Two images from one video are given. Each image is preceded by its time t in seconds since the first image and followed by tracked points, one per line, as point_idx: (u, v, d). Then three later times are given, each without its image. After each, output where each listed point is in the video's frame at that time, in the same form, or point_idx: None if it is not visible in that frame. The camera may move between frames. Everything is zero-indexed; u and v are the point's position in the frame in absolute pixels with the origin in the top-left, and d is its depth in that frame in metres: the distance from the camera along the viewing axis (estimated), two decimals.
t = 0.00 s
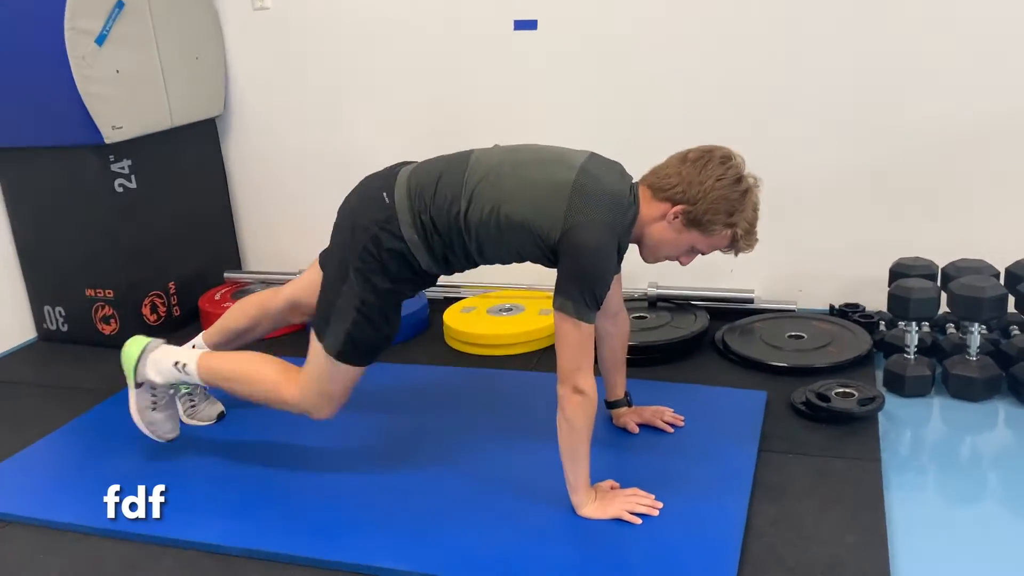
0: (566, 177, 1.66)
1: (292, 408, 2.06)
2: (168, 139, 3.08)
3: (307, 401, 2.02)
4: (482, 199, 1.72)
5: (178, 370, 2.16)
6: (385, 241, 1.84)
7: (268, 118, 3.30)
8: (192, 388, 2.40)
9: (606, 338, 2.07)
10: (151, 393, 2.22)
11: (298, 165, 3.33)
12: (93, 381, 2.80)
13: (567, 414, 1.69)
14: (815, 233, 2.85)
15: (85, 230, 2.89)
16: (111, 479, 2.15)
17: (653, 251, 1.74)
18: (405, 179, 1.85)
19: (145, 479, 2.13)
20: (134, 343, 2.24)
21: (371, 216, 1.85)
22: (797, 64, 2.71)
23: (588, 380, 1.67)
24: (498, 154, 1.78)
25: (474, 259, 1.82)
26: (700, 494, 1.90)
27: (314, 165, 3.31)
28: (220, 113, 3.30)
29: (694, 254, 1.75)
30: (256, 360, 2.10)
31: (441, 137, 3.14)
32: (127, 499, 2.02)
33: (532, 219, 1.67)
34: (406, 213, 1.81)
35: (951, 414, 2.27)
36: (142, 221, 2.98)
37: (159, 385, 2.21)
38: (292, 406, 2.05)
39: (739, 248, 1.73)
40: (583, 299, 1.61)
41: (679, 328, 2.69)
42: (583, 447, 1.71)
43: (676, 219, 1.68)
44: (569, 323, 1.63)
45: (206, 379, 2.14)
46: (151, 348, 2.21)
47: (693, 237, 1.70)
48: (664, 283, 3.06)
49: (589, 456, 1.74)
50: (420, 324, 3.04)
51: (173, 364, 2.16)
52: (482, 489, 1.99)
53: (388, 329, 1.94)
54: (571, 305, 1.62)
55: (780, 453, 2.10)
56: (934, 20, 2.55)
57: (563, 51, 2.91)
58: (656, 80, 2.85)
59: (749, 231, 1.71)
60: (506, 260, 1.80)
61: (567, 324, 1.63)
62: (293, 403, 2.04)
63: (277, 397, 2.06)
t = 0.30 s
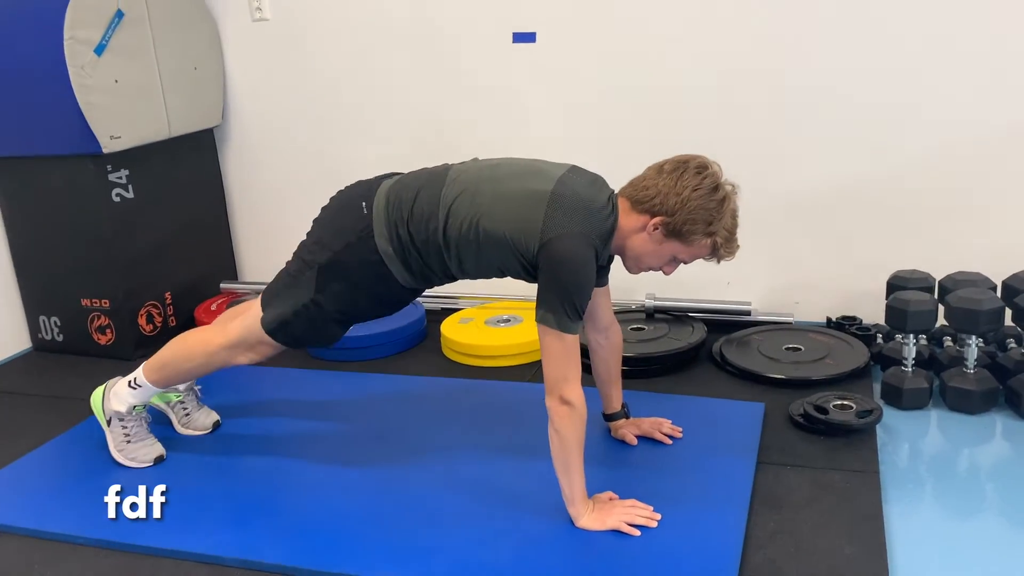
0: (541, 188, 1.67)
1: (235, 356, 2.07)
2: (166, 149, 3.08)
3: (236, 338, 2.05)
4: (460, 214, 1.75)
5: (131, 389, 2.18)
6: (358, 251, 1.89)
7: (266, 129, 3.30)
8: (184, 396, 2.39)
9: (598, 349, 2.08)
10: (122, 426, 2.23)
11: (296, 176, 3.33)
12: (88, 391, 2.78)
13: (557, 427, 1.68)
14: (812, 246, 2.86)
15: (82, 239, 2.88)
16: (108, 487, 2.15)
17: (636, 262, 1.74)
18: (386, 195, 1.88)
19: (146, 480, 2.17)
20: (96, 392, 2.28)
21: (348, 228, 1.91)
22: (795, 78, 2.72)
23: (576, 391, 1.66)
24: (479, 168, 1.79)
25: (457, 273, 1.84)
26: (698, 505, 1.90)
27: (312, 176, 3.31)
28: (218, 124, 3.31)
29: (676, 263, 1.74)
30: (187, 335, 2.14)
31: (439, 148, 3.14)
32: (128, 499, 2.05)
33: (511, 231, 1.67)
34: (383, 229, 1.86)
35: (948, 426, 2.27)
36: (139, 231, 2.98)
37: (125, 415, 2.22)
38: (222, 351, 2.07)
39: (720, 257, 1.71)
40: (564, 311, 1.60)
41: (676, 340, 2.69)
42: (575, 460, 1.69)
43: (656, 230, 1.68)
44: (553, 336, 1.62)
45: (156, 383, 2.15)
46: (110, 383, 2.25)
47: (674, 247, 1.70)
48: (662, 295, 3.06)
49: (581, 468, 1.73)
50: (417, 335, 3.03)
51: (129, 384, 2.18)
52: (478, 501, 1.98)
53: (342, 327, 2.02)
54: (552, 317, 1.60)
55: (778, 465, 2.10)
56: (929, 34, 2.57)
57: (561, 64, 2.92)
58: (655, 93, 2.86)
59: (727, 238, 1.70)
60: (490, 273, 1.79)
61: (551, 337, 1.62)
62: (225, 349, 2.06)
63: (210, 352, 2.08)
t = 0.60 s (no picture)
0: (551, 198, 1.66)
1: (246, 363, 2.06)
2: (167, 154, 3.08)
3: (246, 345, 2.04)
4: (468, 219, 1.75)
5: (139, 396, 2.17)
6: (367, 253, 1.89)
7: (267, 135, 3.31)
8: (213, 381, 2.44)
9: (599, 360, 2.07)
10: (125, 431, 2.22)
11: (297, 183, 3.33)
12: (85, 395, 2.78)
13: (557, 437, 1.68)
14: (811, 259, 2.86)
15: (81, 243, 2.88)
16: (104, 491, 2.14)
17: (645, 277, 1.75)
18: (396, 197, 1.88)
19: (148, 480, 2.18)
20: (105, 389, 2.26)
21: (356, 230, 1.91)
22: (795, 91, 2.73)
23: (577, 403, 1.65)
24: (489, 174, 1.79)
25: (466, 276, 1.84)
26: (696, 517, 1.89)
27: (312, 182, 3.31)
28: (219, 129, 3.31)
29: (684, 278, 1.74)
30: (196, 341, 2.13)
31: (439, 157, 3.15)
32: (129, 498, 2.06)
33: (518, 239, 1.67)
34: (393, 229, 1.86)
35: (946, 441, 2.26)
36: (138, 235, 2.98)
37: (129, 422, 2.20)
38: (233, 357, 2.06)
39: (730, 273, 1.71)
40: (569, 322, 1.60)
41: (674, 351, 2.69)
42: (574, 471, 1.69)
43: (664, 245, 1.68)
44: (557, 346, 1.62)
45: (167, 392, 2.14)
46: (120, 386, 2.23)
47: (683, 262, 1.70)
48: (660, 306, 3.06)
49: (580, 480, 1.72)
50: (416, 344, 3.03)
51: (139, 392, 2.17)
52: (476, 510, 1.97)
53: (353, 331, 2.01)
54: (558, 327, 1.60)
55: (776, 477, 2.09)
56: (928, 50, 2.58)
57: (562, 74, 2.93)
58: (655, 104, 2.87)
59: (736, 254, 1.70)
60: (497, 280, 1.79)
61: (555, 347, 1.62)
62: (237, 356, 2.05)
63: (220, 359, 2.07)
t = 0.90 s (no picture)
0: (552, 209, 1.66)
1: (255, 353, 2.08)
2: (180, 152, 3.10)
3: (258, 335, 2.05)
4: (473, 228, 1.75)
5: (151, 388, 2.19)
6: (379, 256, 1.92)
7: (280, 135, 3.33)
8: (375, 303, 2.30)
9: (602, 368, 2.08)
10: (135, 423, 2.24)
11: (308, 182, 3.34)
12: (94, 390, 2.80)
13: (554, 446, 1.69)
14: (820, 270, 2.86)
15: (92, 239, 2.90)
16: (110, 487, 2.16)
17: (644, 289, 1.75)
18: (402, 202, 1.88)
19: (148, 480, 2.19)
20: (116, 381, 2.28)
21: (366, 234, 1.93)
22: (807, 102, 2.73)
23: (574, 413, 1.66)
24: (492, 178, 1.77)
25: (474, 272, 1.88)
26: (696, 527, 1.89)
27: (323, 183, 3.33)
28: (232, 129, 3.33)
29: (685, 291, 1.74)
30: (205, 332, 2.15)
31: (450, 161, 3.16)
32: (130, 498, 2.07)
33: (520, 250, 1.67)
34: (401, 235, 1.88)
35: (950, 455, 2.26)
36: (149, 232, 3.00)
37: (139, 414, 2.22)
38: (244, 348, 2.07)
39: (730, 287, 1.72)
40: (567, 334, 1.61)
41: (680, 360, 2.69)
42: (573, 479, 1.70)
43: (664, 260, 1.68)
44: (555, 357, 1.62)
45: (177, 381, 2.16)
46: (131, 379, 2.25)
47: (683, 277, 1.70)
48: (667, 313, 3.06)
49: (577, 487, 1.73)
50: (422, 346, 3.05)
51: (150, 383, 2.19)
52: (477, 514, 1.98)
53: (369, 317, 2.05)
54: (556, 338, 1.61)
55: (777, 489, 2.09)
56: (942, 63, 2.57)
57: (574, 80, 2.93)
58: (666, 112, 2.87)
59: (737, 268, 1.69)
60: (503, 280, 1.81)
61: (553, 357, 1.63)
62: (247, 347, 2.07)
63: (231, 350, 2.08)
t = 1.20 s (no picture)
0: (566, 210, 1.69)
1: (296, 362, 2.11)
2: (202, 145, 3.13)
3: (303, 343, 2.09)
4: (496, 236, 1.78)
5: (184, 376, 2.23)
6: (420, 279, 1.96)
7: (302, 130, 3.35)
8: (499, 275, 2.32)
9: (626, 367, 2.09)
10: (160, 409, 2.26)
11: (329, 178, 3.37)
12: (113, 379, 2.84)
13: (570, 442, 1.69)
14: (838, 277, 2.85)
15: (115, 230, 2.94)
16: (129, 475, 2.19)
17: (670, 284, 1.73)
18: (438, 224, 1.94)
19: (151, 478, 2.17)
20: (148, 369, 2.32)
21: (407, 259, 1.98)
22: (828, 108, 2.72)
23: (590, 409, 1.66)
24: (513, 187, 1.82)
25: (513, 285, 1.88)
26: (708, 532, 1.90)
27: (343, 179, 3.35)
28: (255, 123, 3.36)
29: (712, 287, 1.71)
30: (253, 334, 2.19)
31: (469, 160, 3.17)
32: (131, 499, 2.05)
33: (536, 250, 1.70)
34: (437, 255, 1.92)
35: (965, 467, 2.25)
36: (171, 225, 3.03)
37: (167, 400, 2.25)
38: (286, 354, 2.11)
39: (756, 281, 1.67)
40: (581, 330, 1.61)
41: (695, 364, 2.69)
42: (586, 477, 1.70)
43: (688, 254, 1.65)
44: (570, 352, 1.63)
45: (210, 374, 2.19)
46: (164, 366, 2.29)
47: (707, 271, 1.66)
48: (683, 317, 3.06)
49: (592, 483, 1.73)
50: (438, 343, 3.06)
51: (183, 372, 2.23)
52: (489, 512, 1.99)
53: (418, 331, 2.08)
54: (570, 334, 1.62)
55: (790, 496, 2.09)
56: (966, 73, 2.56)
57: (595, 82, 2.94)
58: (686, 116, 2.87)
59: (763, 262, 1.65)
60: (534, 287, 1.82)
61: (568, 352, 1.64)
62: (290, 354, 2.11)
63: (274, 354, 2.12)
